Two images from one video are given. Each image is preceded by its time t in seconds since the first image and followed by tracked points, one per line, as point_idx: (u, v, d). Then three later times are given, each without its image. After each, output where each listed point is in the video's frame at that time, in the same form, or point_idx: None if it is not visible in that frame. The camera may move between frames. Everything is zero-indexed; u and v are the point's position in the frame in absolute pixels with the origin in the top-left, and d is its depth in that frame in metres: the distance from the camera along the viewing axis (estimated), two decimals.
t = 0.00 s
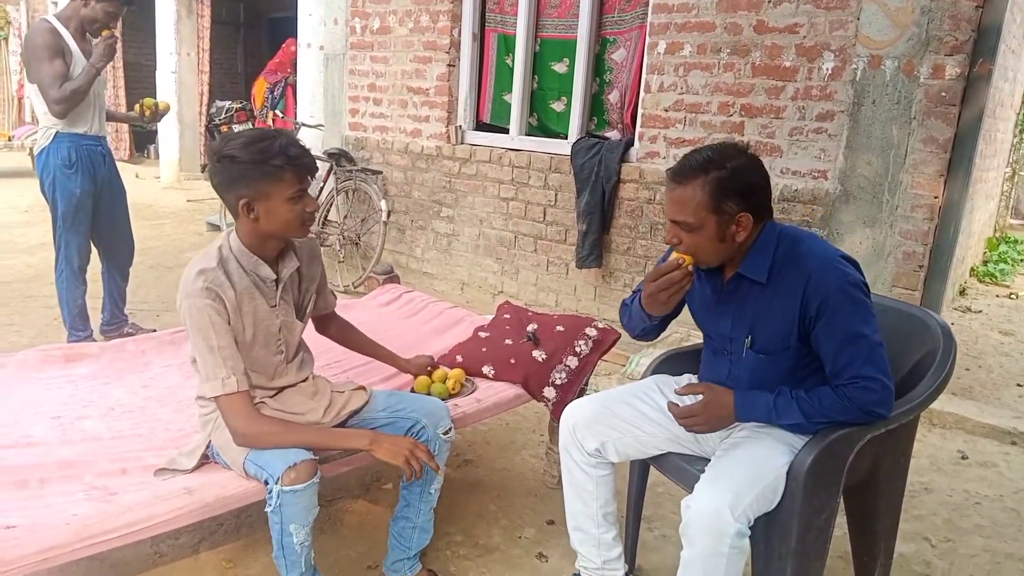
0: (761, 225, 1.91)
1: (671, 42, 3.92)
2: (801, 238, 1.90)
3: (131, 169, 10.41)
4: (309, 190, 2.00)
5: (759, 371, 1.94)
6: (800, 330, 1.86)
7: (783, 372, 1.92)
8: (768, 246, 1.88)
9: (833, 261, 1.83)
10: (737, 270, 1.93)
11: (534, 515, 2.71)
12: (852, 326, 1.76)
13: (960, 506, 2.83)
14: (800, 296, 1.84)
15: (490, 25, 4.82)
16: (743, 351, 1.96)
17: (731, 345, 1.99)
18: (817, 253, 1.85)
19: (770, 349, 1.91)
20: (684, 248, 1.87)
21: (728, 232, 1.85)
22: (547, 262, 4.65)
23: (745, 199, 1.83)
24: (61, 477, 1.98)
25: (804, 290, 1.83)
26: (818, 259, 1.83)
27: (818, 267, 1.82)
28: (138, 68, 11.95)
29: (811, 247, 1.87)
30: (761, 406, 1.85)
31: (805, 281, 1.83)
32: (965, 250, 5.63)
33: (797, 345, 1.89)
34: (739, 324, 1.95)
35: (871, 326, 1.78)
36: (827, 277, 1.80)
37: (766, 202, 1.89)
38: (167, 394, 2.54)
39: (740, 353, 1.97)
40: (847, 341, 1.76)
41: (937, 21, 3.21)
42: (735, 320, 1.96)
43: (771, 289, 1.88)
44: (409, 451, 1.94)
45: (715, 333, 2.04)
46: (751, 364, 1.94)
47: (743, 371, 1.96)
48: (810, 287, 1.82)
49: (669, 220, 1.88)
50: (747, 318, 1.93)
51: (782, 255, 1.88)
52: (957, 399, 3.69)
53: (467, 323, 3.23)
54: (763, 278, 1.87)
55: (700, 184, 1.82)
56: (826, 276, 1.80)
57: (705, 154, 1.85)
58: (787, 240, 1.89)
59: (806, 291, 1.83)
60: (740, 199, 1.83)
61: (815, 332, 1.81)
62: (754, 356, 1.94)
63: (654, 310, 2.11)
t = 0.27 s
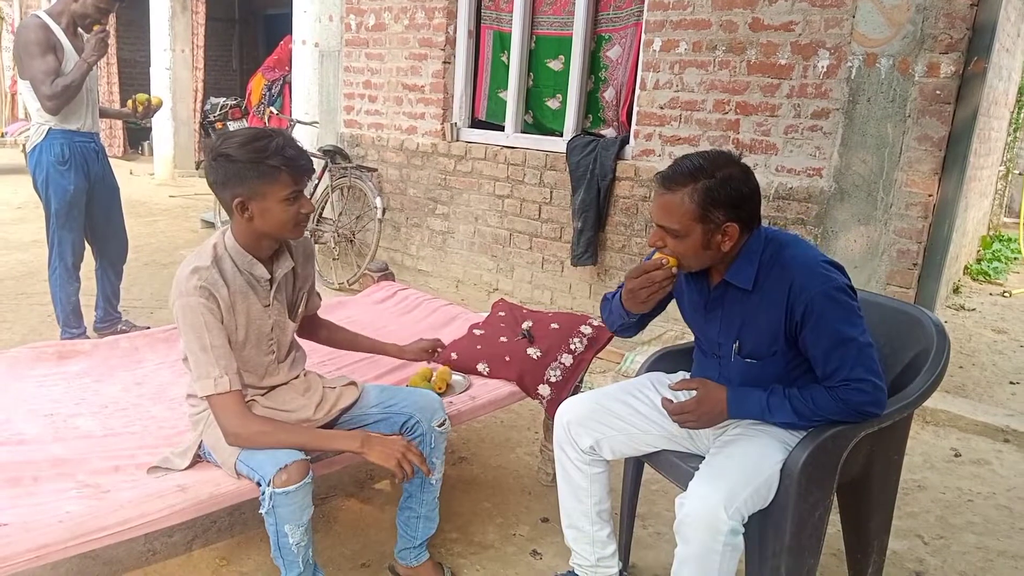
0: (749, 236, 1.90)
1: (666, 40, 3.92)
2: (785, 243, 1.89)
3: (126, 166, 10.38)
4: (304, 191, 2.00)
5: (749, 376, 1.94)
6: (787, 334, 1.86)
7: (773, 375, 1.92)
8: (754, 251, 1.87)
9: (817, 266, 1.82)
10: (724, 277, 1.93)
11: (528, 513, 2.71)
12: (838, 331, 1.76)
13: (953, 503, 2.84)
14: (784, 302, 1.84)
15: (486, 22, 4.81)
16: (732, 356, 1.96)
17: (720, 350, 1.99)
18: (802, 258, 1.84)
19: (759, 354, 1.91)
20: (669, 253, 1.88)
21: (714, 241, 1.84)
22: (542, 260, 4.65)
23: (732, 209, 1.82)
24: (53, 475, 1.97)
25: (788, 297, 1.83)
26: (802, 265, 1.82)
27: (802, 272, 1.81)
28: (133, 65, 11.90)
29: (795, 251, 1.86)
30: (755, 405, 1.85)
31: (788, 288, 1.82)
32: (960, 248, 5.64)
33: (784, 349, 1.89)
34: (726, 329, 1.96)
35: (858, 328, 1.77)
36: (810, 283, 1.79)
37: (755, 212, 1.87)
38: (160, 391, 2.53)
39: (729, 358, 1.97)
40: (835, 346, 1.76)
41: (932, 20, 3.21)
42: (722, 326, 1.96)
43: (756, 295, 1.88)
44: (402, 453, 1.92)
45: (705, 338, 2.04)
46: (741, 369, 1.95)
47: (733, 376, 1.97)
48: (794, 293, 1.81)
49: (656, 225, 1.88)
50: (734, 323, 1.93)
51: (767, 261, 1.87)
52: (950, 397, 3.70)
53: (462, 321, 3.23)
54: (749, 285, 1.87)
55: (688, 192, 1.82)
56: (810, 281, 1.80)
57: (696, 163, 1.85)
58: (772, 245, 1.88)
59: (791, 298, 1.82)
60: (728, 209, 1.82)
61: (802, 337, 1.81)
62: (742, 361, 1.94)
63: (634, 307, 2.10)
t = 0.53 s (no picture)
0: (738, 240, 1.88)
1: (663, 38, 3.91)
2: (773, 245, 1.88)
3: (120, 164, 10.34)
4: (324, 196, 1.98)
5: (742, 378, 1.94)
6: (779, 337, 1.86)
7: (767, 377, 1.92)
8: (742, 256, 1.85)
9: (806, 268, 1.82)
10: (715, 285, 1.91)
11: (525, 512, 2.71)
12: (832, 332, 1.76)
13: (949, 501, 2.84)
14: (775, 306, 1.83)
15: (482, 19, 4.80)
16: (725, 360, 1.96)
17: (712, 354, 1.98)
18: (790, 261, 1.83)
19: (751, 357, 1.91)
20: (663, 270, 1.85)
21: (707, 251, 1.82)
22: (538, 258, 4.65)
23: (720, 218, 1.80)
24: (48, 473, 1.96)
25: (780, 301, 1.82)
26: (790, 269, 1.82)
27: (791, 276, 1.81)
28: (128, 62, 11.86)
29: (784, 254, 1.86)
30: (751, 405, 1.85)
31: (779, 291, 1.82)
32: (955, 247, 5.65)
33: (777, 351, 1.89)
34: (718, 334, 1.95)
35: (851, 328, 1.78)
36: (801, 286, 1.79)
37: (741, 218, 1.86)
38: (155, 390, 2.53)
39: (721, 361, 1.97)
40: (829, 347, 1.76)
41: (928, 18, 3.21)
42: (713, 330, 1.96)
43: (746, 300, 1.87)
44: (402, 456, 1.91)
45: (695, 342, 2.03)
46: (734, 372, 1.95)
47: (727, 379, 1.97)
48: (785, 296, 1.81)
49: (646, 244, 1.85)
50: (726, 327, 1.93)
51: (756, 265, 1.86)
52: (946, 395, 3.71)
53: (458, 319, 3.22)
54: (740, 291, 1.86)
55: (674, 208, 1.78)
56: (800, 284, 1.80)
57: (676, 177, 1.82)
58: (760, 249, 1.87)
59: (782, 301, 1.82)
60: (717, 219, 1.80)
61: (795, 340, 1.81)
62: (735, 365, 1.94)
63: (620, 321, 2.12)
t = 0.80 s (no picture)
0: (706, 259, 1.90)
1: (666, 39, 3.91)
2: (746, 263, 1.88)
3: (123, 163, 10.35)
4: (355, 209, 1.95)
5: (735, 394, 1.94)
6: (766, 351, 1.85)
7: (760, 389, 1.92)
8: (716, 279, 1.86)
9: (781, 284, 1.81)
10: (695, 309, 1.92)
11: (527, 513, 2.71)
12: (817, 342, 1.75)
13: (952, 504, 2.84)
14: (756, 324, 1.83)
15: (485, 20, 4.80)
16: (715, 379, 1.96)
17: (702, 372, 1.99)
18: (765, 279, 1.82)
19: (740, 373, 1.92)
20: (645, 309, 1.84)
21: (683, 280, 1.83)
22: (541, 259, 4.64)
23: (686, 246, 1.81)
24: (51, 472, 1.96)
25: (760, 318, 1.82)
26: (765, 286, 1.81)
27: (767, 294, 1.80)
28: (130, 62, 11.88)
29: (758, 270, 1.85)
30: (750, 417, 1.84)
31: (757, 311, 1.82)
32: (958, 248, 5.64)
33: (765, 365, 1.88)
34: (704, 354, 1.95)
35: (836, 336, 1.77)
36: (778, 303, 1.78)
37: (703, 239, 1.87)
38: (157, 389, 2.53)
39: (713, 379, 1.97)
40: (816, 357, 1.75)
41: (932, 19, 3.21)
42: (700, 351, 1.96)
43: (727, 322, 1.87)
44: (407, 461, 1.93)
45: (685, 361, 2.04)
46: (725, 389, 1.95)
47: (721, 395, 1.97)
48: (764, 314, 1.80)
49: (620, 290, 1.84)
50: (711, 348, 1.93)
51: (732, 286, 1.86)
52: (949, 397, 3.70)
53: (461, 320, 3.23)
54: (719, 313, 1.86)
55: (640, 251, 1.78)
56: (777, 300, 1.79)
57: (632, 220, 1.82)
58: (733, 268, 1.87)
59: (762, 319, 1.81)
60: (683, 248, 1.81)
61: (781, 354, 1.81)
62: (726, 382, 1.95)
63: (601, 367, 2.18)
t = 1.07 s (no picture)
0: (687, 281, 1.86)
1: (669, 40, 3.91)
2: (722, 281, 1.84)
3: (126, 162, 10.37)
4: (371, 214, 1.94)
5: (727, 407, 1.93)
6: (753, 366, 1.84)
7: (751, 400, 1.91)
8: (695, 301, 1.82)
9: (758, 301, 1.77)
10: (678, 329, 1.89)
11: (529, 513, 2.71)
12: (804, 356, 1.74)
13: (954, 506, 2.83)
14: (739, 342, 1.81)
15: (488, 20, 4.80)
16: (705, 394, 1.95)
17: (692, 387, 1.97)
18: (743, 297, 1.79)
19: (730, 388, 1.90)
20: (625, 337, 1.82)
21: (662, 307, 1.80)
22: (543, 259, 4.64)
23: (664, 274, 1.77)
24: (53, 470, 1.96)
25: (742, 337, 1.79)
26: (743, 306, 1.78)
27: (745, 313, 1.77)
28: (133, 61, 11.90)
29: (735, 289, 1.81)
30: (747, 426, 1.85)
31: (739, 330, 1.79)
32: (961, 251, 5.63)
33: (752, 378, 1.87)
34: (691, 371, 1.93)
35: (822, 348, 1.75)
36: (758, 323, 1.75)
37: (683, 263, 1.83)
38: (160, 387, 2.53)
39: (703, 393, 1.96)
40: (806, 369, 1.75)
41: (937, 21, 3.21)
42: (687, 368, 1.94)
43: (709, 344, 1.84)
44: (410, 461, 1.93)
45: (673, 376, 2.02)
46: (717, 403, 1.94)
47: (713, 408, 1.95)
48: (746, 334, 1.78)
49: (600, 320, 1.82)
50: (697, 367, 1.91)
51: (712, 306, 1.82)
52: (951, 399, 3.70)
53: (463, 320, 3.23)
54: (701, 334, 1.83)
55: (617, 284, 1.74)
56: (757, 319, 1.76)
57: (608, 249, 1.78)
58: (711, 287, 1.84)
59: (744, 338, 1.79)
60: (661, 277, 1.77)
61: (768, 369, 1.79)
62: (717, 397, 1.93)
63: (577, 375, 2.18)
